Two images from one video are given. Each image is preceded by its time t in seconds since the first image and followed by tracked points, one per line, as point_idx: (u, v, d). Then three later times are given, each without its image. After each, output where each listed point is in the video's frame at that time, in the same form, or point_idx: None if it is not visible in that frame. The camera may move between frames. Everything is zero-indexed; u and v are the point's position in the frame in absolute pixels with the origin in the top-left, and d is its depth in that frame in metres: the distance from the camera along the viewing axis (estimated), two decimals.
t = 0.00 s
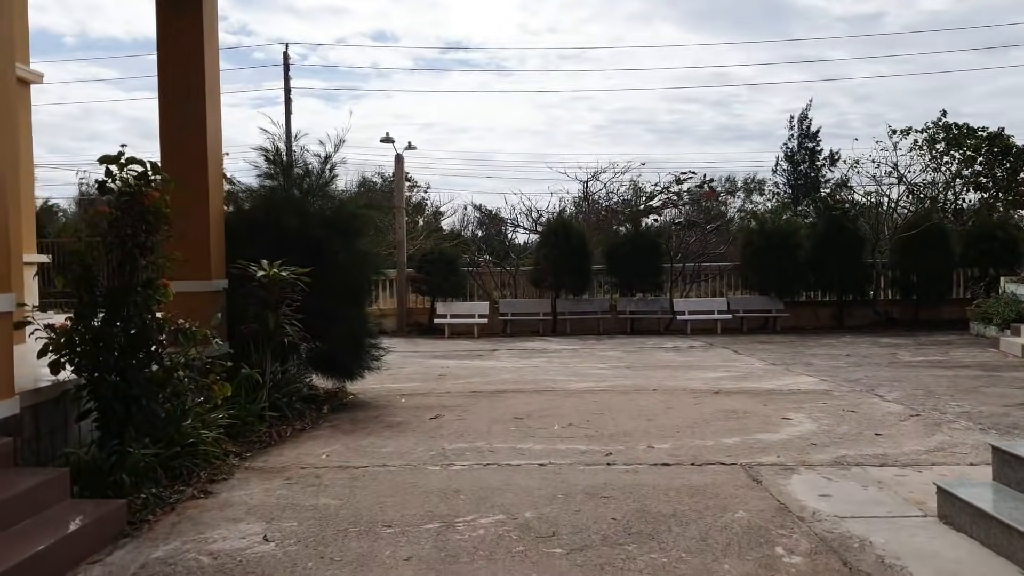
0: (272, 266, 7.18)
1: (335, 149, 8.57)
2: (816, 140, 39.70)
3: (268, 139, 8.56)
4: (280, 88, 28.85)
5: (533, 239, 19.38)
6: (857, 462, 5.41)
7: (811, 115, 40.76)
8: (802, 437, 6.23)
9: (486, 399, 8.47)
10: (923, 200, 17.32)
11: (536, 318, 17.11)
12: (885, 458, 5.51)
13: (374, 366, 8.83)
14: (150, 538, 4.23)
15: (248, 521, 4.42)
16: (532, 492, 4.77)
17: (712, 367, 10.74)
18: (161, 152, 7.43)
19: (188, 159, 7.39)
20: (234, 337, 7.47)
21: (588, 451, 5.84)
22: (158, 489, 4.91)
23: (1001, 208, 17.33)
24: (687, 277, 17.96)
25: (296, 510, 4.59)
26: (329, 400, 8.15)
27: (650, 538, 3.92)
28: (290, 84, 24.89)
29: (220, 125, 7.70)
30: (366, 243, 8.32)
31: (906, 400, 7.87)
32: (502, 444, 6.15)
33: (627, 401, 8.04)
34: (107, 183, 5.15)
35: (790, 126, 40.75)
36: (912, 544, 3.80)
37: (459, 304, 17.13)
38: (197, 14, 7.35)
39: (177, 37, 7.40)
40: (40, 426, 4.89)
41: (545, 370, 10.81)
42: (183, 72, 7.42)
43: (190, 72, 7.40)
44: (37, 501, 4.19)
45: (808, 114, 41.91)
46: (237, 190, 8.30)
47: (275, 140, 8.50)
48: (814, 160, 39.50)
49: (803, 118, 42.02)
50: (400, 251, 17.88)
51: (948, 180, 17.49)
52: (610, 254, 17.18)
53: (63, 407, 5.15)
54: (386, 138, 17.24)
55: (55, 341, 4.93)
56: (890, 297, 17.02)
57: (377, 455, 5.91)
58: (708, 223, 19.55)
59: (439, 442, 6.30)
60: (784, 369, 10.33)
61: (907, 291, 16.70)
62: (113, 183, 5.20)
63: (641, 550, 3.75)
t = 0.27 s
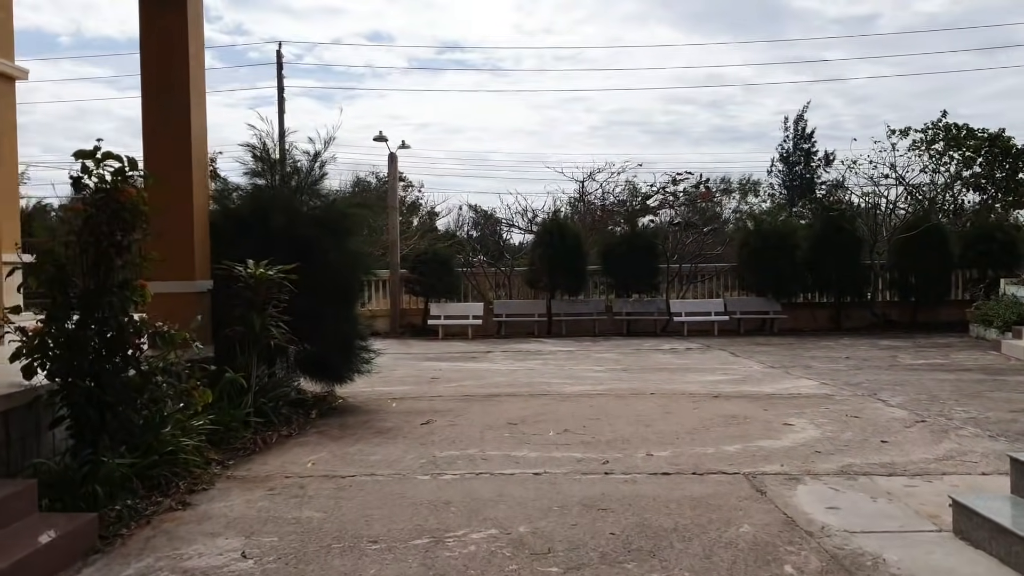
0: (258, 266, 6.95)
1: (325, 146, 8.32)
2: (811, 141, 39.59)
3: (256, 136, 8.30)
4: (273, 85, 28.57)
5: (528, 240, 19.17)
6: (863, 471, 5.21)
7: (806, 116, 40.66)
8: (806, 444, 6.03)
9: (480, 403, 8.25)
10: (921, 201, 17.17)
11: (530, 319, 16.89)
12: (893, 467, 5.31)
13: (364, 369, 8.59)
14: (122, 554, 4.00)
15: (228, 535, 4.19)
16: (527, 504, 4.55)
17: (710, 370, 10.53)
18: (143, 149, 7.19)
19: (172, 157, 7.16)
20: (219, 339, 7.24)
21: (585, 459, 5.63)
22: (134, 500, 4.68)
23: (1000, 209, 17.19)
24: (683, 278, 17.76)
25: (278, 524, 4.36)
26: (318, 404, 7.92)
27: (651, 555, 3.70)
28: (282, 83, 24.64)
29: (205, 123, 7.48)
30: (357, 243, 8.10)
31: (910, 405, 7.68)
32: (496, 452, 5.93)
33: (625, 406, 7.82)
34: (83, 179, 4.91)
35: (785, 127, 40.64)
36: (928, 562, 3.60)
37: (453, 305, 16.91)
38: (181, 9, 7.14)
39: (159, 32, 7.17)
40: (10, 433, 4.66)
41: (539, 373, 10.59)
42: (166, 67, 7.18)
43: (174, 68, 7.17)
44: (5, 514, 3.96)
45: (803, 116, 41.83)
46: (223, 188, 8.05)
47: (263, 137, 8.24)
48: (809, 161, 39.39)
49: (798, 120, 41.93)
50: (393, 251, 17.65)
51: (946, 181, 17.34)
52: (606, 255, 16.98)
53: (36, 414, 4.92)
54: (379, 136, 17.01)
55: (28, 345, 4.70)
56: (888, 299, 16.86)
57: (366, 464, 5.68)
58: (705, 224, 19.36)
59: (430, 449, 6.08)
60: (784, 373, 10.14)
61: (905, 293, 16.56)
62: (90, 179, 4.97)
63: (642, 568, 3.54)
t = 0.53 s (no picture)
0: (241, 268, 6.72)
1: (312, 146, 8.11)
2: (806, 142, 39.47)
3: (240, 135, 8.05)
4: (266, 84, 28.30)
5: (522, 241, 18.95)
6: (869, 483, 5.00)
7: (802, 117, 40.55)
8: (808, 452, 5.82)
9: (471, 409, 8.02)
10: (919, 202, 17.01)
11: (524, 321, 16.67)
12: (901, 479, 5.10)
13: (352, 373, 8.35)
14: None
15: (202, 555, 3.96)
16: (519, 520, 4.32)
17: (708, 373, 10.32)
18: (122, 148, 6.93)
19: (153, 156, 6.90)
20: (201, 343, 6.99)
21: (580, 469, 5.41)
22: (104, 515, 4.44)
23: (998, 211, 17.04)
24: (679, 279, 17.56)
25: (256, 541, 4.12)
26: (305, 410, 7.67)
27: None
28: (274, 80, 24.37)
29: (187, 122, 7.22)
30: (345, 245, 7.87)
31: (913, 411, 7.48)
32: (487, 461, 5.70)
33: (620, 412, 7.61)
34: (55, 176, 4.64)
35: (780, 128, 40.52)
36: None
37: (446, 306, 16.68)
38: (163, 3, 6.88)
39: (141, 27, 6.92)
40: None
41: (533, 377, 10.36)
42: (147, 64, 6.92)
43: (154, 63, 6.91)
44: None
45: (798, 117, 41.75)
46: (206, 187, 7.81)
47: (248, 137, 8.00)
48: (804, 162, 39.27)
49: (793, 121, 41.87)
50: (385, 252, 17.42)
51: (944, 182, 17.19)
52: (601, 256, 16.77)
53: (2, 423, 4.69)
54: (371, 136, 16.78)
55: None
56: (886, 301, 16.70)
57: (352, 474, 5.44)
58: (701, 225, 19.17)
59: (418, 458, 5.84)
60: (782, 376, 9.94)
61: (903, 295, 16.39)
62: (61, 178, 4.71)
63: None
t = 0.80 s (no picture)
0: (229, 266, 6.49)
1: (304, 141, 7.89)
2: (809, 143, 39.24)
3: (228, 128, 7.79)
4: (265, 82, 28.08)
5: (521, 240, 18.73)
6: (882, 493, 4.77)
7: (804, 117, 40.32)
8: (817, 460, 5.58)
9: (467, 412, 7.78)
10: (923, 202, 16.78)
11: (523, 322, 16.44)
12: (915, 489, 4.87)
13: (346, 375, 8.13)
14: None
15: (175, 570, 3.72)
16: (513, 533, 4.09)
17: (710, 376, 10.09)
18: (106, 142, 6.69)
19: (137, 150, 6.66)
20: (187, 344, 6.78)
21: (578, 477, 5.18)
22: (75, 526, 4.23)
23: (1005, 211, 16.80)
24: (680, 280, 17.33)
25: (234, 556, 3.88)
26: (296, 413, 7.45)
27: None
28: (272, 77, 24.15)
29: (174, 114, 6.98)
30: (337, 243, 7.65)
31: (923, 416, 7.24)
32: (481, 468, 5.47)
33: (621, 417, 7.37)
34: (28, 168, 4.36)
35: (782, 128, 40.30)
36: None
37: (444, 307, 16.46)
38: None
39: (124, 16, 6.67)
40: None
41: (531, 379, 10.13)
42: (131, 55, 6.67)
43: (139, 54, 6.66)
44: None
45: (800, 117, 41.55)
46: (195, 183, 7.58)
47: (236, 131, 7.75)
48: (806, 163, 39.04)
49: (795, 121, 41.65)
50: (382, 252, 17.20)
51: (950, 182, 16.96)
52: (601, 256, 16.56)
53: None
54: (369, 133, 16.56)
55: None
56: (890, 302, 16.47)
57: (340, 482, 5.20)
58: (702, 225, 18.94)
59: (410, 465, 5.61)
60: (786, 379, 9.70)
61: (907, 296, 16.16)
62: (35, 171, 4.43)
63: None
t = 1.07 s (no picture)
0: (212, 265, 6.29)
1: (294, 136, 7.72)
2: (810, 144, 39.01)
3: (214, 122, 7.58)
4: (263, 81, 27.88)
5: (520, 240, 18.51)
6: (893, 508, 4.53)
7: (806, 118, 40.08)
8: (823, 472, 5.34)
9: (461, 417, 7.54)
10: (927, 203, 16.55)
11: (521, 323, 16.21)
12: (928, 503, 4.63)
13: (336, 380, 7.92)
14: None
15: None
16: (505, 550, 3.85)
17: (711, 381, 9.85)
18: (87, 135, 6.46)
19: (119, 144, 6.44)
20: (170, 345, 6.58)
21: (575, 489, 4.93)
22: (43, 541, 4.00)
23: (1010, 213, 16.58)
24: (680, 281, 17.11)
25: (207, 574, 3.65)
26: (283, 417, 7.24)
27: None
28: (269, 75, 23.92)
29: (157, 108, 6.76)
30: (327, 242, 7.46)
31: (932, 423, 7.00)
32: (473, 478, 5.23)
33: (619, 423, 7.13)
34: None
35: (784, 128, 40.07)
36: None
37: (440, 308, 16.22)
38: None
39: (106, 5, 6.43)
40: None
41: (529, 383, 9.89)
42: (113, 46, 6.44)
43: (121, 45, 6.44)
44: None
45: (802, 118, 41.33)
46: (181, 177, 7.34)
47: (223, 125, 7.54)
48: (807, 163, 38.82)
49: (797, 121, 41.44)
50: (378, 251, 16.98)
51: (954, 182, 16.75)
52: (600, 256, 16.34)
53: None
54: (365, 131, 16.32)
55: None
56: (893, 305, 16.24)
57: (325, 493, 4.97)
58: (703, 225, 18.71)
59: (399, 474, 5.37)
60: (789, 384, 9.47)
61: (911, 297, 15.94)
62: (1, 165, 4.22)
63: None
